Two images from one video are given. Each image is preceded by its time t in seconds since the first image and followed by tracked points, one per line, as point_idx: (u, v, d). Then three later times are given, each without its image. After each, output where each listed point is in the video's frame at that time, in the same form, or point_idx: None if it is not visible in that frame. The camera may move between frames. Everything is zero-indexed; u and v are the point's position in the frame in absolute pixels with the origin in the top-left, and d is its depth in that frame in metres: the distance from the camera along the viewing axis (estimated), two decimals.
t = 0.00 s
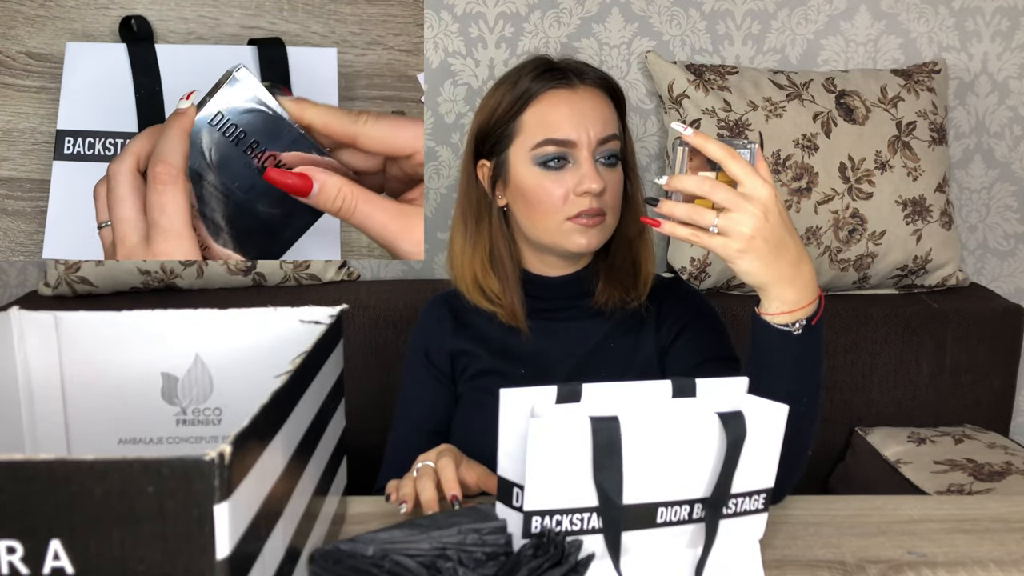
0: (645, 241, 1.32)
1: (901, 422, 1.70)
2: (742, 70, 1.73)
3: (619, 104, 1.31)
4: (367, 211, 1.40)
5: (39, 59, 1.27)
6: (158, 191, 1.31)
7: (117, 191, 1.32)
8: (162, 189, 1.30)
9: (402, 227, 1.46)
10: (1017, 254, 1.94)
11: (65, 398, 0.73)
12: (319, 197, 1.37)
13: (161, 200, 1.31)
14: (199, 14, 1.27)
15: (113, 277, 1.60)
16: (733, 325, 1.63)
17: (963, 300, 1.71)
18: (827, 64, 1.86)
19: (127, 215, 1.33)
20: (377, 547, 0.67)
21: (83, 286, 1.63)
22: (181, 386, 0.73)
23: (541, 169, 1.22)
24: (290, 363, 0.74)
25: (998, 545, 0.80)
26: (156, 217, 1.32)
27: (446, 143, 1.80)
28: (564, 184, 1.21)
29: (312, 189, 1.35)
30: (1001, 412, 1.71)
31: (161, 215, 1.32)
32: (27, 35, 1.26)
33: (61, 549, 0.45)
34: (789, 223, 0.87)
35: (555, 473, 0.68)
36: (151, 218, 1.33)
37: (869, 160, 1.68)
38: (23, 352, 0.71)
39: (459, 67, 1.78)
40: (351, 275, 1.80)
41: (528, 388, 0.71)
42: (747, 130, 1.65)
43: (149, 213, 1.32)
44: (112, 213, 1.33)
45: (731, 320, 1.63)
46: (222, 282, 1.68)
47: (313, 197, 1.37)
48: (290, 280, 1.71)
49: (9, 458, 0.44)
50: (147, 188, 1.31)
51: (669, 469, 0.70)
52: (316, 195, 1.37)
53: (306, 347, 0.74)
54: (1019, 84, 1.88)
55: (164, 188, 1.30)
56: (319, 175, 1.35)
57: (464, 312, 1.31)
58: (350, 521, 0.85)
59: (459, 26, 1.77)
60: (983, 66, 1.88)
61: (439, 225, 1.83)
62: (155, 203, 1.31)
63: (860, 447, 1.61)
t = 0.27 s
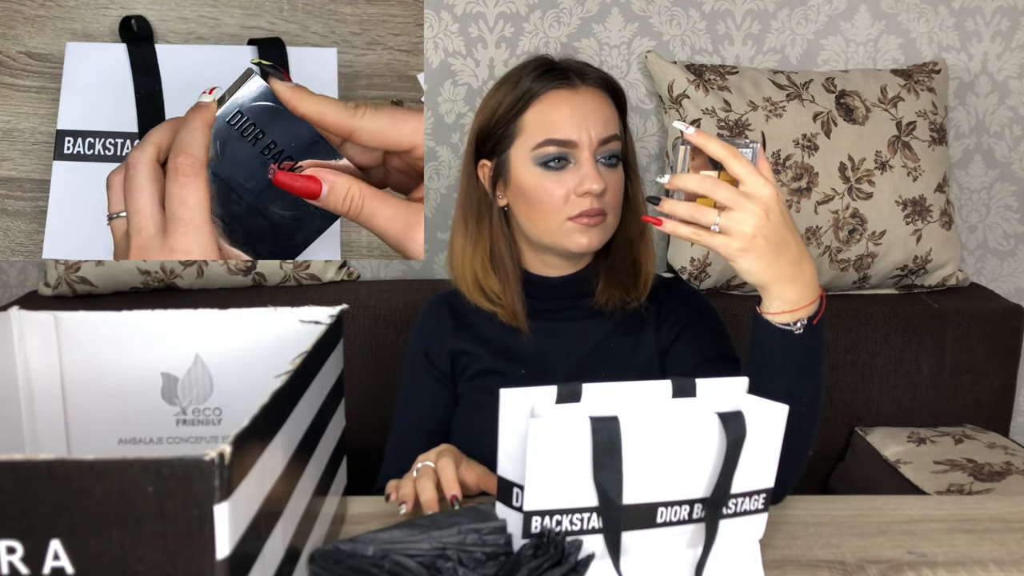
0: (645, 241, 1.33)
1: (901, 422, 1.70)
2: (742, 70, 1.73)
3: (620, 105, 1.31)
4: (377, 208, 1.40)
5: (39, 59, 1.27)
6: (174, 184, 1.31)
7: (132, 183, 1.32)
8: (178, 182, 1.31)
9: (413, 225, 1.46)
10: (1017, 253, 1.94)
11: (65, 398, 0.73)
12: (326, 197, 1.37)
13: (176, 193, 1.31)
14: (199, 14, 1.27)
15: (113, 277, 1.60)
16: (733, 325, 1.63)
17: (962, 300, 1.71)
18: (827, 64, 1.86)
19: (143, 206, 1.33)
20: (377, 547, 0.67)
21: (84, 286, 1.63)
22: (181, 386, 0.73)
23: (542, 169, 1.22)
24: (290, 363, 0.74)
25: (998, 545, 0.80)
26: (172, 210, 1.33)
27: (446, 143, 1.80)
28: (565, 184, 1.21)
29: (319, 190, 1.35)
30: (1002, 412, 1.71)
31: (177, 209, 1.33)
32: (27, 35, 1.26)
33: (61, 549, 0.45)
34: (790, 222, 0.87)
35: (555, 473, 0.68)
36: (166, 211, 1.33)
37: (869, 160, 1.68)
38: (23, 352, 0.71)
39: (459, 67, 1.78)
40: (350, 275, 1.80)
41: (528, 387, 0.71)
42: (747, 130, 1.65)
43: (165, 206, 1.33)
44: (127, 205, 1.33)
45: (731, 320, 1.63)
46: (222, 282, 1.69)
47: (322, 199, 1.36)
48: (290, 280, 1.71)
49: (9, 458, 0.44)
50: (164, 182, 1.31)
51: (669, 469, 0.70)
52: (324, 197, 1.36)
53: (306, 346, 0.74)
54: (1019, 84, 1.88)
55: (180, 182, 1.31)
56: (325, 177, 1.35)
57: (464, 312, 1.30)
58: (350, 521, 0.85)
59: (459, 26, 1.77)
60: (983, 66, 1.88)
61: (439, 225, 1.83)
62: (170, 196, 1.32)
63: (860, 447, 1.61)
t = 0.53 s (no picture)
0: (646, 241, 1.32)
1: (901, 422, 1.70)
2: (742, 70, 1.73)
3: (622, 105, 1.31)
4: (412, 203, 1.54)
5: (39, 59, 1.33)
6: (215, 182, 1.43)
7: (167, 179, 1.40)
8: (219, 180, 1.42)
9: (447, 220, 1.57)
10: (1017, 254, 1.94)
11: (65, 398, 0.73)
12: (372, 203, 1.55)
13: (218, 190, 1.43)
14: (199, 15, 1.34)
15: (113, 277, 1.61)
16: (733, 325, 1.63)
17: (962, 300, 1.71)
18: (827, 64, 1.86)
19: (179, 203, 1.42)
20: (377, 547, 0.67)
21: (83, 286, 1.63)
22: (181, 386, 0.73)
23: (543, 169, 1.22)
24: (291, 363, 0.74)
25: (998, 545, 0.80)
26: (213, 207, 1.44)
27: (446, 143, 1.80)
28: (565, 185, 1.21)
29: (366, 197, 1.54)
30: (1002, 412, 1.71)
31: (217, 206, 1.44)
32: (27, 35, 1.31)
33: (61, 549, 0.45)
34: (792, 221, 0.87)
35: (554, 473, 0.68)
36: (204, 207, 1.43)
37: (869, 160, 1.68)
38: (23, 353, 0.71)
39: (459, 67, 1.78)
40: (351, 275, 1.80)
41: (527, 388, 0.71)
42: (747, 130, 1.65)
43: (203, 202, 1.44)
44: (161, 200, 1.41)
45: (731, 320, 1.63)
46: (222, 282, 1.69)
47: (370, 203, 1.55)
48: (290, 280, 1.71)
49: (9, 458, 0.44)
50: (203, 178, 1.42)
51: (669, 469, 0.70)
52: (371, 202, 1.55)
53: (306, 347, 0.74)
54: (1019, 84, 1.88)
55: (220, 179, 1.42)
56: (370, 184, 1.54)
57: (464, 312, 1.30)
58: (350, 521, 0.85)
59: (459, 26, 1.77)
60: (982, 66, 1.88)
61: (439, 225, 1.83)
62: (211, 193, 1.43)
63: (860, 447, 1.61)
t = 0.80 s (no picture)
0: (646, 241, 1.33)
1: (901, 422, 1.70)
2: (742, 70, 1.73)
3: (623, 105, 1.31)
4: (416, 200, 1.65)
5: (41, 60, 1.13)
6: (74, 218, 1.19)
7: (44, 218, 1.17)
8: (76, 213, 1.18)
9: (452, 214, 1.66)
10: (1016, 253, 1.94)
11: (65, 398, 0.73)
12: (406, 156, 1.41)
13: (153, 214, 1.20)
14: (200, 14, 1.16)
15: (114, 277, 1.61)
16: (733, 325, 1.63)
17: (962, 300, 1.71)
18: (827, 64, 1.86)
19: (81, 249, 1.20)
20: (377, 547, 0.67)
21: (83, 286, 1.63)
22: (181, 386, 0.73)
23: (543, 169, 1.22)
24: (290, 363, 0.74)
25: (998, 545, 0.80)
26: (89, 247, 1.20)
27: (446, 143, 1.80)
28: (566, 184, 1.21)
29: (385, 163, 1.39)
30: (1002, 412, 1.71)
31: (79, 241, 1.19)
32: (29, 35, 1.12)
33: (61, 550, 0.45)
34: (793, 220, 0.87)
35: (554, 473, 0.68)
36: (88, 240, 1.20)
37: (869, 160, 1.68)
38: (23, 353, 0.71)
39: (459, 67, 1.78)
40: (351, 275, 1.80)
41: (527, 388, 0.71)
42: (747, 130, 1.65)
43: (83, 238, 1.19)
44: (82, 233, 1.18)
45: (731, 320, 1.63)
46: (222, 282, 1.69)
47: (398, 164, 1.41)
48: (290, 280, 1.72)
49: (9, 458, 0.44)
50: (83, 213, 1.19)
51: (669, 469, 0.70)
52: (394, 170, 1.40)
53: (306, 347, 0.74)
54: (1019, 84, 1.88)
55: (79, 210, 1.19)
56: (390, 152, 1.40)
57: (464, 312, 1.30)
58: (350, 521, 0.85)
59: (459, 26, 1.77)
60: (983, 66, 1.88)
61: (439, 225, 1.83)
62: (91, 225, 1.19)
63: (860, 447, 1.61)
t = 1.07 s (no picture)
0: (646, 242, 1.33)
1: (901, 423, 1.70)
2: (742, 70, 1.73)
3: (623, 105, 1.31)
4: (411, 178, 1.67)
5: (42, 60, 1.16)
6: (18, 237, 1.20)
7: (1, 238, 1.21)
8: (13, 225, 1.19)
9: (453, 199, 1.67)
10: (1016, 254, 1.94)
11: (65, 398, 0.73)
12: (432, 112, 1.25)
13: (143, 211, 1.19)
14: (199, 14, 1.17)
15: (113, 277, 1.61)
16: (733, 325, 1.63)
17: (962, 300, 1.71)
18: (827, 64, 1.86)
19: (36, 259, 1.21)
20: (377, 547, 0.67)
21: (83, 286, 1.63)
22: (181, 386, 0.73)
23: (544, 169, 1.22)
24: (290, 363, 0.74)
25: (998, 545, 0.80)
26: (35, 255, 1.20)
27: (446, 143, 1.81)
28: (566, 184, 1.21)
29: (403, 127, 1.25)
30: (1002, 412, 1.71)
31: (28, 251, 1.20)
32: (28, 35, 1.16)
33: (61, 549, 0.45)
34: (794, 220, 0.87)
35: (554, 473, 0.68)
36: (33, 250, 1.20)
37: (869, 160, 1.68)
38: (22, 353, 0.71)
39: (459, 67, 1.78)
40: (350, 275, 1.81)
41: (527, 387, 0.71)
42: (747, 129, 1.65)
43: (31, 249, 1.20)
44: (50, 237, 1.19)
45: (731, 320, 1.63)
46: (222, 282, 1.69)
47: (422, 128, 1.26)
48: (290, 280, 1.72)
49: (9, 458, 0.44)
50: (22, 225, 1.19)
51: (670, 469, 0.70)
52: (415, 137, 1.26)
53: (306, 347, 0.74)
54: (1019, 84, 1.88)
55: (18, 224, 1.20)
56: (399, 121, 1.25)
57: (464, 312, 1.31)
58: (350, 521, 0.85)
59: (459, 26, 1.77)
60: (983, 66, 1.88)
61: (439, 225, 1.83)
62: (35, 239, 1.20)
63: (860, 447, 1.61)
